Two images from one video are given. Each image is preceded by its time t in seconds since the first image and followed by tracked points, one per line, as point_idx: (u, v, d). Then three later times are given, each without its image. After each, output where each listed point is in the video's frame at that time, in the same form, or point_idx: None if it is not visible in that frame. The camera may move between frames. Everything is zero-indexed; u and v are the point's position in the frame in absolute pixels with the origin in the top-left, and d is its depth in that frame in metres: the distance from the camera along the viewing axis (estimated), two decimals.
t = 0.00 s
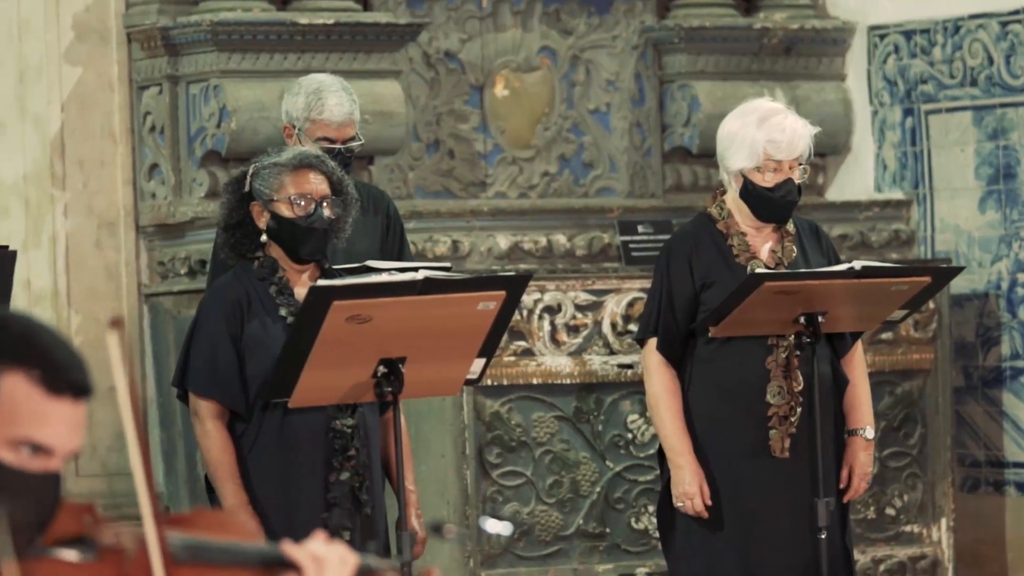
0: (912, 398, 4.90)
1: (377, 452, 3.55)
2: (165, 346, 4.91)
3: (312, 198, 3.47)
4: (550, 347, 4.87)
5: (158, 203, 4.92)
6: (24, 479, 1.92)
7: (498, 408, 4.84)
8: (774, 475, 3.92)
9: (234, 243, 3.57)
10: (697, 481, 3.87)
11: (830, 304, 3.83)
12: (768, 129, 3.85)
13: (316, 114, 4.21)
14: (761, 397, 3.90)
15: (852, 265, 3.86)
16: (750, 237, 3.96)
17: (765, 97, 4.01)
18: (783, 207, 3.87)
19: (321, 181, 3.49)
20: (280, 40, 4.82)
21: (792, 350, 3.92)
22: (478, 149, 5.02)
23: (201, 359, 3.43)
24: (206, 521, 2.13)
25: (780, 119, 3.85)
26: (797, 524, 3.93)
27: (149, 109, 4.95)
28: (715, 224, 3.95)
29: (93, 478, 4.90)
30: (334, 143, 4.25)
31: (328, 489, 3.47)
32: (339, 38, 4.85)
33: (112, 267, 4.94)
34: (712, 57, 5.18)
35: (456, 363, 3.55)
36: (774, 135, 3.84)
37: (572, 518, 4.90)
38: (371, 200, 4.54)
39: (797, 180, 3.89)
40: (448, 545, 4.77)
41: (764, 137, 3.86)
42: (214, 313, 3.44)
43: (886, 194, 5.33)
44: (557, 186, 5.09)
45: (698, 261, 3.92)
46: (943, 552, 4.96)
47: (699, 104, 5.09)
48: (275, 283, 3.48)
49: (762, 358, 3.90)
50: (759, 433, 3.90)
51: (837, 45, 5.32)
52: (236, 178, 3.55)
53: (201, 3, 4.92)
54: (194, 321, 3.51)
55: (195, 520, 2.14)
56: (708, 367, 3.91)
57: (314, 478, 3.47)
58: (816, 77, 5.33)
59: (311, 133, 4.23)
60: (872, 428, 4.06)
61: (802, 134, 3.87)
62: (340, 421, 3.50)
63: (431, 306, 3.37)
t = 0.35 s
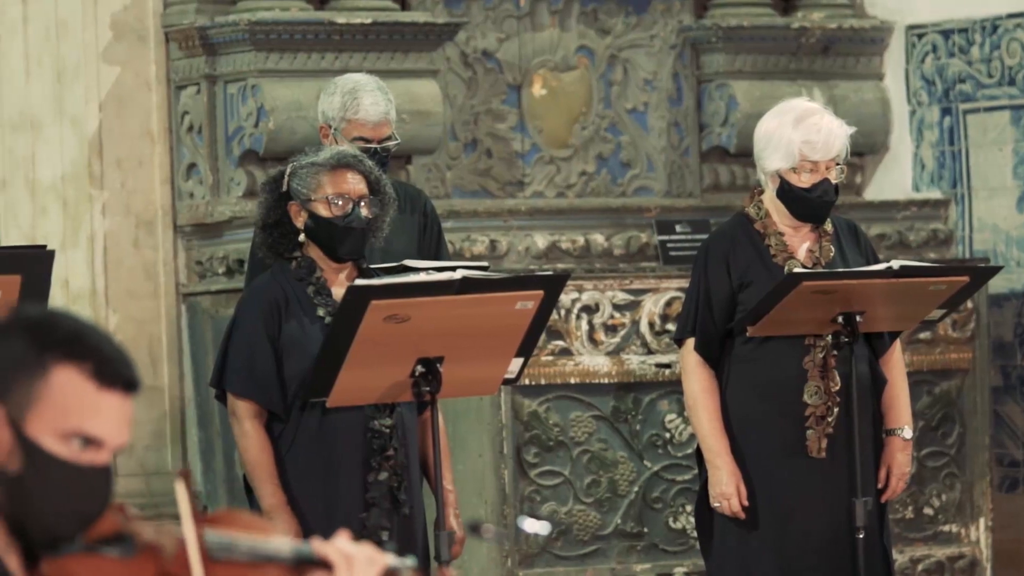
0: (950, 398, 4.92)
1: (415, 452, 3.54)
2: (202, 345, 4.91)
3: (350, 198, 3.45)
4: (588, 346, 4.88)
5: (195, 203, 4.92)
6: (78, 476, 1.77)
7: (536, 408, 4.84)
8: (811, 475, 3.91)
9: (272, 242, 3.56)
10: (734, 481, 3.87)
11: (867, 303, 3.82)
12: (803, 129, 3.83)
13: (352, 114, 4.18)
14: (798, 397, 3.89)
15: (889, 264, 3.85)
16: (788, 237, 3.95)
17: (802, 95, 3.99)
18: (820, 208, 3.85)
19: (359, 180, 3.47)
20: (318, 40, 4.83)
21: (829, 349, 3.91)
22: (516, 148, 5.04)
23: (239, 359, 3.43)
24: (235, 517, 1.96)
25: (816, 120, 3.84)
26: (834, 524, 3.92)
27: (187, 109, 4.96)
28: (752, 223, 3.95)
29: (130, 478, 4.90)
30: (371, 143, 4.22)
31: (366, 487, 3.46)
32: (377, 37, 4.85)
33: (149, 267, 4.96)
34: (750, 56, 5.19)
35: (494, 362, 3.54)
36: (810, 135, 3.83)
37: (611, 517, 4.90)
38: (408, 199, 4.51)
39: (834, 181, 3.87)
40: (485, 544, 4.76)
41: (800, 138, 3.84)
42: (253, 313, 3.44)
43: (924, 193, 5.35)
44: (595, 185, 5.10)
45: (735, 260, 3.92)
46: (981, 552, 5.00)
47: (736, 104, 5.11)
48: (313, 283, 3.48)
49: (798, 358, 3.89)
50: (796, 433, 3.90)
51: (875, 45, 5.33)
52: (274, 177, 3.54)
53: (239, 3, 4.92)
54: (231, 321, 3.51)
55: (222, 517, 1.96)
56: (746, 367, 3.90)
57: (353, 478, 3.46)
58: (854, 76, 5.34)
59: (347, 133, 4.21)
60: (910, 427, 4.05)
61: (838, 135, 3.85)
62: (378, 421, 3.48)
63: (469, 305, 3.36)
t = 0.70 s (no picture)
0: (989, 398, 4.95)
1: (453, 452, 3.55)
2: (241, 344, 4.92)
3: (389, 198, 3.46)
4: (627, 346, 4.88)
5: (235, 203, 4.93)
6: (114, 471, 1.72)
7: (574, 407, 4.85)
8: (849, 475, 3.92)
9: (311, 241, 3.55)
10: (772, 481, 3.88)
11: (905, 303, 3.81)
12: (836, 122, 3.84)
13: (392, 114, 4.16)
14: (836, 396, 3.90)
15: (929, 264, 3.83)
16: (826, 236, 3.96)
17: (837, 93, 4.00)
18: (857, 202, 3.83)
19: (398, 181, 3.47)
20: (356, 40, 4.83)
21: (867, 349, 3.90)
22: (555, 148, 5.05)
23: (278, 359, 3.44)
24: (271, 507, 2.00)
25: (848, 112, 3.84)
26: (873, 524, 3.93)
27: (226, 109, 4.95)
28: (791, 222, 3.96)
29: (169, 478, 4.89)
30: (410, 143, 4.21)
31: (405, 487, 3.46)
32: (417, 37, 4.85)
33: (189, 267, 4.95)
34: (789, 56, 5.21)
35: (533, 360, 3.53)
36: (843, 127, 3.83)
37: (649, 517, 4.90)
38: (447, 200, 4.48)
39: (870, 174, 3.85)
40: (524, 543, 4.77)
41: (833, 130, 3.85)
42: (292, 313, 3.44)
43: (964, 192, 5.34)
44: (634, 185, 5.10)
45: (773, 260, 3.93)
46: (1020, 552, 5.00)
47: (775, 104, 5.12)
48: (351, 283, 3.48)
49: (836, 357, 3.89)
50: (834, 432, 3.91)
51: (913, 45, 5.34)
52: (313, 176, 3.54)
53: (278, 3, 4.92)
54: (271, 321, 3.51)
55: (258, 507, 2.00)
56: (784, 367, 3.91)
57: (393, 478, 3.46)
58: (892, 76, 5.34)
59: (386, 133, 4.20)
60: (947, 428, 4.04)
61: (873, 127, 3.85)
62: (417, 421, 3.49)
63: (508, 305, 3.36)
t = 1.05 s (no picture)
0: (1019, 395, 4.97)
1: (484, 450, 3.54)
2: (271, 342, 4.92)
3: (430, 207, 3.46)
4: (657, 344, 4.88)
5: (265, 201, 4.92)
6: (138, 465, 1.90)
7: (605, 405, 4.85)
8: (880, 472, 3.92)
9: (345, 237, 3.55)
10: (806, 477, 3.88)
11: (935, 300, 3.81)
12: (844, 107, 3.95)
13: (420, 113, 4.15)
14: (866, 392, 3.90)
15: (959, 261, 3.83)
16: (855, 232, 3.98)
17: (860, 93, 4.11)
18: (876, 183, 3.89)
19: (441, 191, 3.48)
20: (386, 38, 4.83)
21: (897, 343, 3.91)
22: (585, 146, 5.06)
23: (307, 357, 3.44)
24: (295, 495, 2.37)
25: (855, 96, 3.95)
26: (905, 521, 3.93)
27: (256, 107, 4.95)
28: (820, 220, 3.97)
29: (198, 475, 4.90)
30: (439, 142, 4.18)
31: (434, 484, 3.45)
32: (447, 35, 4.86)
33: (218, 264, 4.95)
34: (819, 53, 5.21)
35: (561, 358, 3.53)
36: (851, 109, 3.93)
37: (679, 515, 4.91)
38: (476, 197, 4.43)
39: (887, 154, 3.92)
40: (554, 540, 4.77)
41: (842, 116, 3.95)
42: (321, 313, 3.44)
43: (994, 190, 5.38)
44: (665, 183, 5.11)
45: (802, 258, 3.94)
46: None
47: (805, 101, 5.12)
48: (380, 282, 3.48)
49: (867, 352, 3.90)
50: (865, 428, 3.90)
51: (944, 42, 5.34)
52: (353, 173, 3.53)
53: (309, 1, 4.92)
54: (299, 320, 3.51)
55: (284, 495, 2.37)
56: (815, 364, 3.92)
57: (422, 476, 3.45)
58: (924, 73, 5.35)
59: (417, 134, 4.19)
60: (978, 425, 4.05)
61: (883, 108, 3.93)
62: (447, 418, 3.48)
63: (540, 301, 3.37)
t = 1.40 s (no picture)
0: None
1: (498, 436, 3.54)
2: (286, 327, 4.93)
3: (449, 194, 3.47)
4: (672, 329, 4.93)
5: (280, 185, 4.92)
6: (152, 447, 1.87)
7: (619, 390, 4.90)
8: (895, 454, 3.92)
9: (361, 221, 3.56)
10: (825, 419, 3.85)
11: (951, 285, 3.79)
12: (855, 97, 3.95)
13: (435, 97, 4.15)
14: (881, 374, 3.91)
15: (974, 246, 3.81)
16: (868, 217, 3.99)
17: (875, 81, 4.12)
18: (886, 174, 3.89)
19: (459, 179, 3.49)
20: (401, 23, 4.83)
21: (911, 327, 3.92)
22: (600, 132, 5.07)
23: (323, 344, 3.43)
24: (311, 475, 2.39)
25: (866, 86, 3.95)
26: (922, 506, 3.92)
27: (271, 92, 4.94)
28: (831, 205, 3.99)
29: (213, 460, 4.90)
30: (454, 127, 4.18)
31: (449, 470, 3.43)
32: (462, 20, 4.87)
33: (232, 250, 4.96)
34: (834, 39, 5.22)
35: (576, 344, 3.55)
36: (861, 99, 3.93)
37: (694, 500, 4.94)
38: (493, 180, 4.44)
39: (898, 143, 3.91)
40: (569, 525, 4.79)
41: (853, 106, 3.96)
42: (336, 298, 3.43)
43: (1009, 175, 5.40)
44: (679, 169, 5.11)
45: (814, 245, 3.95)
46: None
47: (820, 87, 5.16)
48: (396, 267, 3.47)
49: (880, 336, 3.91)
50: (879, 411, 3.91)
51: (959, 28, 5.36)
52: (372, 157, 3.55)
53: None
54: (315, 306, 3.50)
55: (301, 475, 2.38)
56: (828, 349, 3.93)
57: (436, 460, 3.43)
58: (938, 58, 5.37)
59: (431, 117, 4.18)
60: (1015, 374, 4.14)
61: (894, 96, 3.93)
62: (463, 403, 3.49)
63: (554, 285, 3.36)
